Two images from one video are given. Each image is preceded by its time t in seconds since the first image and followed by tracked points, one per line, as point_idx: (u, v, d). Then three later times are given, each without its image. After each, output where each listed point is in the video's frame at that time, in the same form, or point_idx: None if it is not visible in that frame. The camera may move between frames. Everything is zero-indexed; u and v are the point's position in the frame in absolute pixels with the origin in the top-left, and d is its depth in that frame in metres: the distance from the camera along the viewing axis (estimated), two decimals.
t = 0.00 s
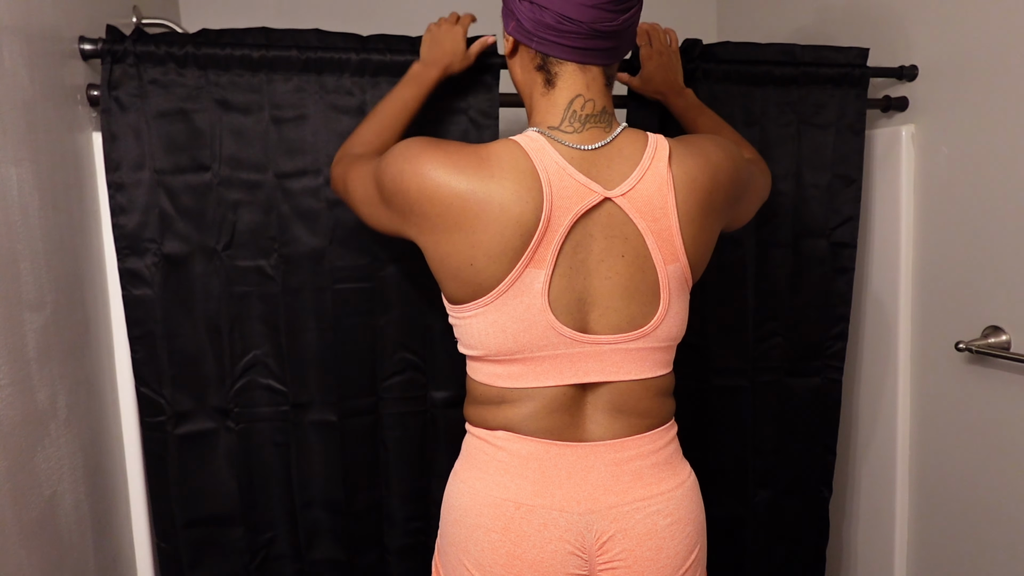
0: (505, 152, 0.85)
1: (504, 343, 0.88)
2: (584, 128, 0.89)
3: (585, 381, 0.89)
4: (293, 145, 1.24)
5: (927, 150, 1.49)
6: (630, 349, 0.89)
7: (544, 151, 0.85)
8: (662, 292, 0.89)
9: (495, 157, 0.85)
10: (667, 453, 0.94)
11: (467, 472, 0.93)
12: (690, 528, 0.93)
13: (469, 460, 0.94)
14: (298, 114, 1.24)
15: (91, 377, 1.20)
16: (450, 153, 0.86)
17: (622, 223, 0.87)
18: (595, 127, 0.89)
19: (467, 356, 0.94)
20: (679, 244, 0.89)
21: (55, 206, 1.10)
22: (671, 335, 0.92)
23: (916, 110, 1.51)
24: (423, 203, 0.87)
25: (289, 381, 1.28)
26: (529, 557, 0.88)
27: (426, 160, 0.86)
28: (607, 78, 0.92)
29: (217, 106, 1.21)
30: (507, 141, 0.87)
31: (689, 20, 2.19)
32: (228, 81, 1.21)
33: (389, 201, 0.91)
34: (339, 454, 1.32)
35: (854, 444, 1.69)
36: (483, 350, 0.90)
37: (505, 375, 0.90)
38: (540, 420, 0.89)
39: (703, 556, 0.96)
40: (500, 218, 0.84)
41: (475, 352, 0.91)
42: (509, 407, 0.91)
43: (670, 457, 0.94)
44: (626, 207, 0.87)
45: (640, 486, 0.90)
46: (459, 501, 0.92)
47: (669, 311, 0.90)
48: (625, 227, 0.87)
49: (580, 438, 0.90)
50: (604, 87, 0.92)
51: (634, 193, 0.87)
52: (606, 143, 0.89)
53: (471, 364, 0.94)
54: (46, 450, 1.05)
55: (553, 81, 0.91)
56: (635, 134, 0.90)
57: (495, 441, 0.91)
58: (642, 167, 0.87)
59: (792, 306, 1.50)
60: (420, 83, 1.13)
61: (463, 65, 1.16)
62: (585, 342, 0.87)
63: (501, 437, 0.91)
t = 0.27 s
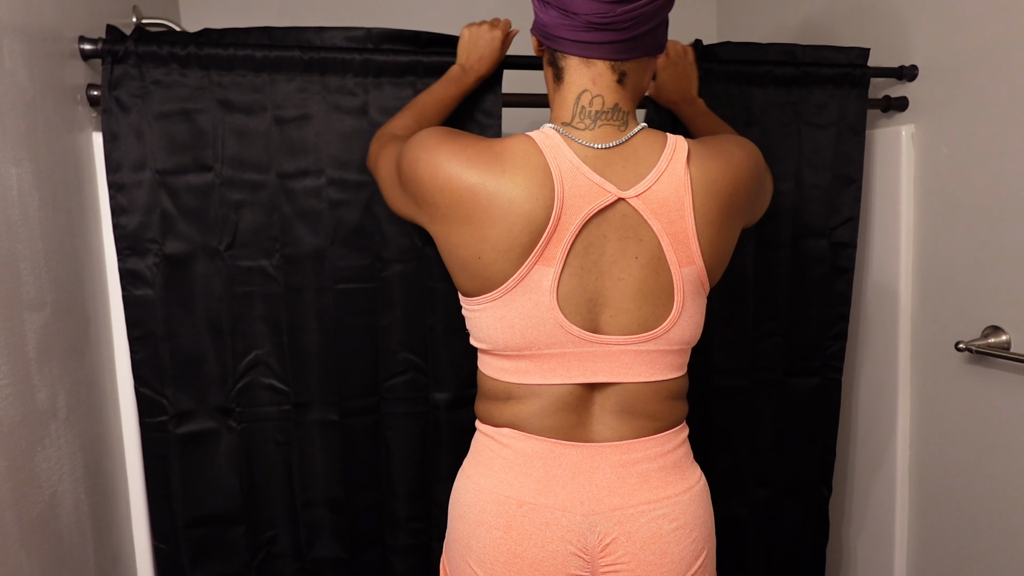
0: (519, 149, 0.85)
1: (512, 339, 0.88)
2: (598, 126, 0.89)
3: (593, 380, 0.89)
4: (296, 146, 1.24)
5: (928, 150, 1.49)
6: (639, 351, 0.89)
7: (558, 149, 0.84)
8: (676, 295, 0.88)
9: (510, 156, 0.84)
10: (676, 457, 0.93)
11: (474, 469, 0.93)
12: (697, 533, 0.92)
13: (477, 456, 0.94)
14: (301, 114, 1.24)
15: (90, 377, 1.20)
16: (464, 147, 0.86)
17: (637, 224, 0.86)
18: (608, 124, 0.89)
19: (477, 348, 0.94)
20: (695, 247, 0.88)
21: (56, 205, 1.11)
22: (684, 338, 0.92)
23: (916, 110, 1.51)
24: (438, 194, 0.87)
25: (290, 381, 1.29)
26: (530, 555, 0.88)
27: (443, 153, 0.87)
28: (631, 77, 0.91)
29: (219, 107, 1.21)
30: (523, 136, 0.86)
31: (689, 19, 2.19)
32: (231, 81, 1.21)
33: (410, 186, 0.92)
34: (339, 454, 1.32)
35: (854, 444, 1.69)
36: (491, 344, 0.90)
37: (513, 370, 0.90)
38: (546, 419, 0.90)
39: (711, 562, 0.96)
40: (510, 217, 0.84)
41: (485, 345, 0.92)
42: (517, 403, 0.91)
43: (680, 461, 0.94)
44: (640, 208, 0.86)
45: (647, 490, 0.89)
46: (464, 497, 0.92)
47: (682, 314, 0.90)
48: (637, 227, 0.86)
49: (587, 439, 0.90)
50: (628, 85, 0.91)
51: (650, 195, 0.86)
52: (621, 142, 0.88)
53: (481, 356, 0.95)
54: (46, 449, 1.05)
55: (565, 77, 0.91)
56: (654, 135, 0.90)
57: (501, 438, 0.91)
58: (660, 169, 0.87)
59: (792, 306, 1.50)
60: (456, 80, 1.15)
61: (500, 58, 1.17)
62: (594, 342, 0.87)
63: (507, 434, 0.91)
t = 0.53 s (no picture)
0: (545, 136, 0.85)
1: (520, 325, 0.86)
2: (622, 120, 0.88)
3: (597, 374, 0.87)
4: (309, 146, 1.25)
5: (928, 150, 1.49)
6: (648, 349, 0.87)
7: (582, 139, 0.84)
8: (688, 294, 0.86)
9: (536, 140, 0.84)
10: (684, 459, 0.92)
11: (478, 469, 0.91)
12: (703, 537, 0.90)
13: (481, 457, 0.92)
14: (314, 114, 1.24)
15: (91, 378, 1.20)
16: (494, 128, 0.87)
17: (654, 219, 0.85)
18: (633, 119, 0.88)
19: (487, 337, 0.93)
20: (710, 246, 0.86)
21: (56, 207, 1.11)
22: (695, 341, 0.89)
23: (915, 110, 1.51)
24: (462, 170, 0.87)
25: (302, 381, 1.29)
26: (534, 558, 0.86)
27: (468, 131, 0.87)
28: (662, 76, 0.90)
29: (232, 108, 1.21)
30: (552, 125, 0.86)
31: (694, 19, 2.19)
32: (245, 82, 1.21)
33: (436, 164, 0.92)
34: (353, 453, 1.32)
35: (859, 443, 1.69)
36: (499, 330, 0.89)
37: (518, 358, 0.89)
38: (551, 414, 0.88)
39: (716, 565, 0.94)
40: (528, 198, 0.83)
41: (494, 332, 0.91)
42: (523, 396, 0.89)
43: (687, 463, 0.92)
44: (660, 202, 0.84)
45: (654, 491, 0.88)
46: (468, 498, 0.90)
47: (695, 314, 0.87)
48: (654, 222, 0.85)
49: (591, 438, 0.88)
50: (658, 85, 0.90)
51: (670, 190, 0.85)
52: (645, 137, 0.87)
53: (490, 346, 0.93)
54: (46, 450, 1.05)
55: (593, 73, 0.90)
56: (680, 137, 0.88)
57: (505, 437, 0.90)
58: (681, 167, 0.85)
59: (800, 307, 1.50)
60: (493, 68, 1.14)
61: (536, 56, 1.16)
62: (603, 334, 0.85)
63: (511, 433, 0.89)
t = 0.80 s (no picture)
0: (605, 126, 0.87)
1: (558, 302, 0.86)
2: (675, 119, 0.91)
3: (628, 360, 0.87)
4: (313, 146, 1.25)
5: (927, 150, 1.50)
6: (680, 341, 0.87)
7: (640, 133, 0.87)
8: (722, 289, 0.89)
9: (598, 127, 0.86)
10: (695, 459, 0.91)
11: (487, 447, 0.90)
12: (709, 541, 0.91)
13: (491, 434, 0.91)
14: (319, 115, 1.24)
15: (89, 377, 1.20)
16: (555, 111, 0.87)
17: (701, 211, 0.87)
18: (684, 119, 0.91)
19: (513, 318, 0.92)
20: (750, 243, 0.90)
21: (55, 207, 1.10)
22: (720, 339, 0.91)
23: (916, 111, 1.51)
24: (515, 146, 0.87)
25: (303, 381, 1.29)
26: (537, 540, 0.85)
27: (524, 113, 0.88)
28: (710, 87, 0.93)
29: (237, 109, 1.21)
30: (610, 118, 0.88)
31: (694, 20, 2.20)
32: (250, 82, 1.21)
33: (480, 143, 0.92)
34: (355, 454, 1.32)
35: (858, 443, 1.69)
36: (534, 307, 0.88)
37: (549, 337, 0.88)
38: (572, 395, 0.87)
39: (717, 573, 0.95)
40: (585, 180, 0.84)
41: (525, 311, 0.90)
42: (545, 375, 0.88)
43: (698, 465, 0.92)
44: (709, 197, 0.87)
45: (664, 487, 0.88)
46: (474, 475, 0.89)
47: (724, 311, 0.89)
48: (698, 216, 0.87)
49: (609, 428, 0.88)
50: (706, 94, 0.93)
51: (718, 186, 0.88)
52: (698, 136, 0.90)
53: (515, 328, 0.92)
54: (45, 450, 1.05)
55: (643, 79, 0.93)
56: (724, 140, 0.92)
57: (520, 417, 0.88)
58: (728, 164, 0.89)
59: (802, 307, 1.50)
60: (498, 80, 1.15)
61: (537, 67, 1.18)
62: (640, 320, 0.85)
63: (527, 413, 0.88)
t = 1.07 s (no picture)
0: (642, 127, 0.90)
1: (586, 287, 0.87)
2: (704, 125, 0.95)
3: (652, 350, 0.87)
4: (331, 147, 1.26)
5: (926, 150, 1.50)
6: (702, 334, 0.88)
7: (673, 135, 0.90)
8: (740, 288, 0.91)
9: (638, 127, 0.89)
10: (706, 457, 0.92)
11: (501, 427, 0.89)
12: (718, 537, 0.91)
13: (505, 416, 0.90)
14: (337, 115, 1.25)
15: (90, 377, 1.19)
16: (594, 110, 0.90)
17: (727, 211, 0.90)
18: (712, 125, 0.95)
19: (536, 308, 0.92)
20: (767, 245, 0.93)
21: (55, 208, 1.10)
22: (735, 337, 0.92)
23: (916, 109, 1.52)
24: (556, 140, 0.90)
25: (322, 380, 1.29)
26: (551, 521, 0.84)
27: (564, 111, 0.90)
28: (728, 102, 0.99)
29: (255, 109, 1.22)
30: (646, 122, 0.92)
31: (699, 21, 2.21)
32: (269, 83, 1.22)
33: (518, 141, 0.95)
34: (371, 451, 1.33)
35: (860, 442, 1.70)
36: (562, 293, 0.89)
37: (573, 322, 0.88)
38: (594, 378, 0.87)
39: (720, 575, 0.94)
40: (625, 172, 0.86)
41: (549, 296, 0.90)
42: (565, 359, 0.88)
43: (708, 463, 0.92)
44: (734, 198, 0.90)
45: (678, 480, 0.88)
46: (487, 454, 0.88)
47: (741, 309, 0.91)
48: (723, 216, 0.90)
49: (626, 416, 0.88)
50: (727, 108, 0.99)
51: (742, 189, 0.91)
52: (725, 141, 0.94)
53: (540, 318, 0.92)
54: (45, 450, 1.04)
55: (671, 91, 0.98)
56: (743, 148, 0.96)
57: (539, 398, 0.88)
58: (751, 168, 0.93)
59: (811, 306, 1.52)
60: (516, 86, 1.17)
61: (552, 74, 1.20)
62: (665, 309, 0.86)
63: (547, 394, 0.87)
